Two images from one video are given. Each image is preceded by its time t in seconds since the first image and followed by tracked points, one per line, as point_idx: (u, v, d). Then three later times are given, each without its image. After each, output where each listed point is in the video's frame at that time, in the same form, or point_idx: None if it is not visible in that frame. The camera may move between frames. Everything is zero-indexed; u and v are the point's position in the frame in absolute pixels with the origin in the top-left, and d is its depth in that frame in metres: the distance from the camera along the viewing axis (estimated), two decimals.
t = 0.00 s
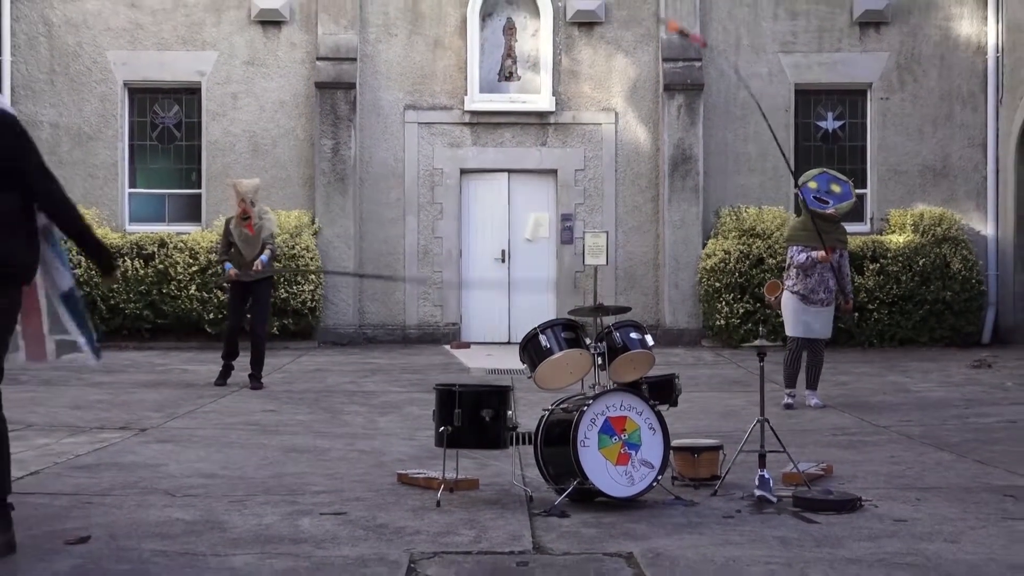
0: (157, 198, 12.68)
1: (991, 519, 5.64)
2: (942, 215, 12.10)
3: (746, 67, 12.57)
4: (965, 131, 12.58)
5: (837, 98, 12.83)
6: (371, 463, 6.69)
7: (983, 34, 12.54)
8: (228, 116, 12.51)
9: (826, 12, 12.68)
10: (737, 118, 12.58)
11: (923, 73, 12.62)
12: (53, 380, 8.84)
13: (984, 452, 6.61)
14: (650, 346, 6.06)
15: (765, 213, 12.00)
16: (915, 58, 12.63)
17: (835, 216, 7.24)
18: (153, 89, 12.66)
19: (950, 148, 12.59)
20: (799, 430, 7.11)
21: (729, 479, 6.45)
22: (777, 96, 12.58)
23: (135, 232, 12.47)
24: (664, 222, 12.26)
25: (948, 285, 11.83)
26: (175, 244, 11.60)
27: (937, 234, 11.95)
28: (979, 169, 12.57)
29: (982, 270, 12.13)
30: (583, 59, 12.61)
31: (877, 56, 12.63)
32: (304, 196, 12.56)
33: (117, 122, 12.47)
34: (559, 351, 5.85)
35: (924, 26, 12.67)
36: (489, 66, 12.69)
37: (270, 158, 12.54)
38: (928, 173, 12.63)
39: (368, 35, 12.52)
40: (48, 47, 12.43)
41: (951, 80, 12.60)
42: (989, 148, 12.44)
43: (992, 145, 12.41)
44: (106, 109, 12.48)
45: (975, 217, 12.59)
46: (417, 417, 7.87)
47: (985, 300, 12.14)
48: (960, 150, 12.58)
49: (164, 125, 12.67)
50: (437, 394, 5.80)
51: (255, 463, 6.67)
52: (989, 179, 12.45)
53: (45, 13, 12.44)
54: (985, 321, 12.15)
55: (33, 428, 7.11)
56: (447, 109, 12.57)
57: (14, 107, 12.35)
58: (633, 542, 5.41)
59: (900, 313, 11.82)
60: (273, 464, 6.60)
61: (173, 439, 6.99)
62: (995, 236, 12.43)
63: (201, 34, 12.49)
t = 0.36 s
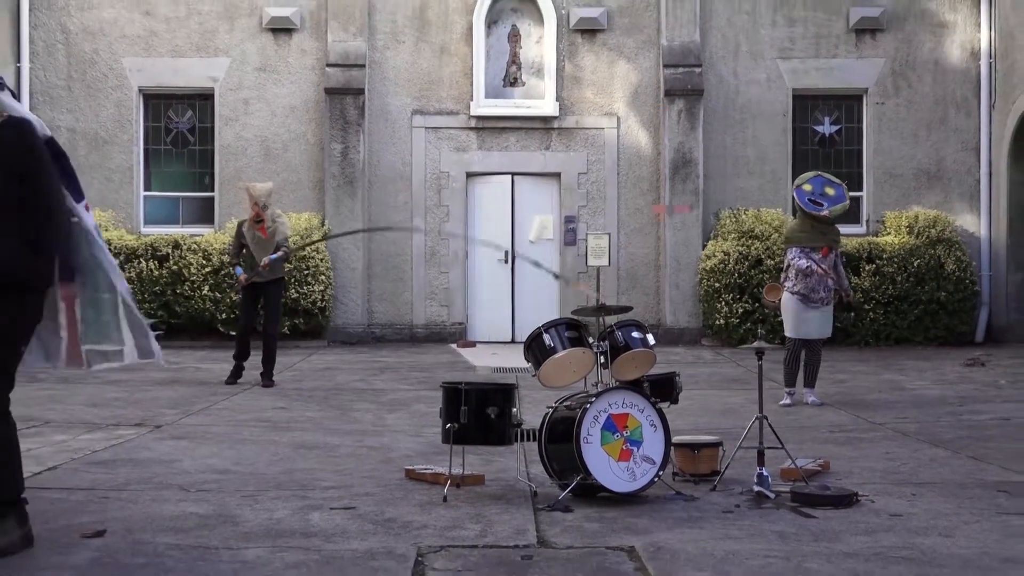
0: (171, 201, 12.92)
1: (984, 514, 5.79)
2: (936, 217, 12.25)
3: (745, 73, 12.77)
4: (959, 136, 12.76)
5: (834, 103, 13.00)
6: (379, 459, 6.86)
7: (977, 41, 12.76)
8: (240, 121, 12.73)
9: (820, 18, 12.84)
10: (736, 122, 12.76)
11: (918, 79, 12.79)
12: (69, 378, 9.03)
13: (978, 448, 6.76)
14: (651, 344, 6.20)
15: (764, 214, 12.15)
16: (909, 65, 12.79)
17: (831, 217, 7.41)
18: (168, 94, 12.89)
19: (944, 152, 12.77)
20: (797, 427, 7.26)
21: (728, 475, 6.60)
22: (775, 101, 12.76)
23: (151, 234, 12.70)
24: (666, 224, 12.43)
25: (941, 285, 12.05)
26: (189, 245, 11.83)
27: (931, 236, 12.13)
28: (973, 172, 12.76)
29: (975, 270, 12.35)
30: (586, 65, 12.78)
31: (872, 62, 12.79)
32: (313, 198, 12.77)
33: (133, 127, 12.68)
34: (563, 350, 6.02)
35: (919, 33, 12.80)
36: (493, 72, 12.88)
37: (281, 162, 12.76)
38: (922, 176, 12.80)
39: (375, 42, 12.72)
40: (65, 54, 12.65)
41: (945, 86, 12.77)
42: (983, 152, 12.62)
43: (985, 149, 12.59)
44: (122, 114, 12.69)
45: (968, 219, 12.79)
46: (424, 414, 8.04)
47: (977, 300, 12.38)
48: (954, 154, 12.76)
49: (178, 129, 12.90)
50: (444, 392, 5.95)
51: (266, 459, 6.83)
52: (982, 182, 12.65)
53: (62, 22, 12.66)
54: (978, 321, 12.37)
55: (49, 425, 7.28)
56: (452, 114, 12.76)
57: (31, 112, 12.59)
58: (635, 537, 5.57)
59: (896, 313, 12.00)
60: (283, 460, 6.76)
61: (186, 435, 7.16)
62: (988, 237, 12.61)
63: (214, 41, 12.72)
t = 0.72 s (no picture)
0: (185, 203, 13.04)
1: (987, 511, 5.87)
2: (939, 218, 12.35)
3: (750, 75, 12.85)
4: (961, 138, 12.84)
5: (838, 105, 13.07)
6: (390, 456, 6.96)
7: (979, 43, 12.83)
8: (253, 124, 12.85)
9: (823, 22, 12.91)
10: (741, 124, 12.85)
11: (920, 81, 12.87)
12: (85, 376, 9.15)
13: (981, 446, 6.83)
14: (658, 343, 6.26)
15: (769, 214, 12.24)
16: (912, 67, 12.87)
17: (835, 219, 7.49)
18: (182, 97, 13.01)
19: (947, 153, 12.85)
20: (802, 425, 7.35)
21: (734, 472, 6.69)
22: (779, 103, 12.85)
23: (166, 234, 12.84)
24: (671, 225, 12.52)
25: (944, 284, 12.10)
26: (202, 245, 11.98)
27: (934, 236, 12.23)
28: (974, 174, 12.84)
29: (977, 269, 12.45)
30: (593, 68, 12.88)
31: (874, 65, 12.87)
32: (325, 200, 12.89)
33: (148, 130, 12.82)
34: (570, 348, 6.13)
35: (922, 35, 12.87)
36: (502, 75, 12.98)
37: (293, 163, 12.88)
38: (925, 177, 12.88)
39: (386, 46, 12.85)
40: (81, 57, 12.80)
41: (948, 88, 12.85)
42: (984, 154, 12.70)
43: (987, 150, 12.66)
44: (137, 117, 12.83)
45: (970, 219, 12.86)
46: (434, 413, 8.14)
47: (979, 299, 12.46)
48: (956, 155, 12.84)
49: (192, 132, 13.03)
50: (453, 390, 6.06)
51: (278, 456, 6.93)
52: (984, 183, 12.72)
53: (79, 26, 12.80)
54: (980, 320, 12.45)
55: (66, 423, 7.41)
56: (462, 116, 12.87)
57: (48, 114, 12.75)
58: (641, 532, 5.66)
59: (899, 312, 12.09)
60: (295, 457, 6.87)
61: (200, 433, 7.27)
62: (990, 238, 12.67)
63: (227, 45, 12.85)
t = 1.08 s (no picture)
0: (198, 204, 13.18)
1: (986, 507, 5.96)
2: (940, 219, 12.40)
3: (753, 78, 12.94)
4: (961, 140, 12.93)
5: (839, 107, 13.16)
6: (398, 453, 7.07)
7: (979, 46, 12.91)
8: (264, 126, 12.98)
9: (824, 26, 12.99)
10: (745, 126, 12.94)
11: (921, 83, 12.94)
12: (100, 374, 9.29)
13: (980, 443, 6.92)
14: (662, 342, 6.39)
15: (772, 215, 12.31)
16: (913, 70, 12.95)
17: (835, 219, 7.59)
18: (195, 100, 13.14)
19: (947, 154, 12.93)
20: (803, 423, 7.45)
21: (737, 468, 6.80)
22: (781, 105, 12.94)
23: (180, 235, 12.97)
24: (675, 225, 12.61)
25: (944, 284, 12.19)
26: (215, 245, 12.12)
27: (935, 236, 12.30)
28: (974, 175, 12.91)
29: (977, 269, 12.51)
30: (598, 71, 12.98)
31: (876, 68, 12.95)
32: (335, 200, 13.02)
33: (161, 132, 12.96)
34: (576, 346, 6.21)
35: (922, 38, 12.95)
36: (509, 77, 13.09)
37: (304, 165, 13.00)
38: (926, 178, 12.97)
39: (395, 50, 12.96)
40: (95, 60, 12.94)
41: (948, 90, 12.93)
42: (984, 155, 12.78)
43: (987, 151, 12.75)
44: (151, 120, 12.96)
45: (969, 220, 12.94)
46: (442, 410, 8.25)
47: (979, 299, 12.54)
48: (956, 157, 12.92)
49: (205, 134, 13.16)
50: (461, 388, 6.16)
51: (289, 452, 7.05)
52: (984, 184, 12.80)
53: (94, 29, 12.94)
54: (980, 319, 12.54)
55: (81, 420, 7.53)
56: (469, 119, 12.98)
57: (63, 117, 12.90)
58: (646, 528, 5.77)
59: (900, 311, 12.19)
60: (306, 453, 6.99)
61: (213, 429, 7.40)
62: (990, 238, 12.76)
63: (239, 49, 12.98)
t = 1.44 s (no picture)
0: (210, 206, 13.38)
1: (979, 502, 6.12)
2: (933, 220, 12.52)
3: (753, 83, 13.12)
4: (955, 143, 13.09)
5: (836, 111, 13.35)
6: (407, 449, 7.26)
7: (973, 51, 13.08)
8: (275, 130, 13.19)
9: (822, 33, 13.17)
10: (744, 131, 13.12)
11: (916, 88, 13.12)
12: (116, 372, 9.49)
13: (973, 439, 7.09)
14: (663, 340, 6.56)
15: (770, 217, 12.55)
16: (908, 75, 13.12)
17: (834, 220, 7.77)
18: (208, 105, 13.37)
19: (941, 158, 13.10)
20: (801, 419, 7.62)
21: (736, 464, 6.97)
22: (780, 111, 13.12)
23: (194, 236, 13.18)
24: (676, 227, 12.78)
25: (939, 285, 12.37)
26: (229, 246, 12.31)
27: (929, 237, 12.43)
28: (968, 178, 13.07)
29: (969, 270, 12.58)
30: (600, 78, 13.19)
31: (873, 73, 13.13)
32: (346, 203, 13.24)
33: (175, 137, 13.17)
34: (579, 344, 6.38)
35: (918, 44, 13.13)
36: (515, 83, 13.31)
37: (314, 168, 13.20)
38: (920, 181, 13.14)
39: (403, 56, 13.16)
40: (110, 67, 13.16)
41: (942, 95, 13.09)
42: (978, 158, 12.94)
43: (980, 155, 12.90)
44: (166, 124, 13.18)
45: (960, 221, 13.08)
46: (449, 407, 8.43)
47: (972, 298, 12.63)
48: (951, 160, 13.09)
49: (218, 138, 13.38)
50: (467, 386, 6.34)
51: (300, 448, 7.24)
52: (977, 187, 12.96)
53: (110, 36, 13.16)
54: (973, 318, 12.63)
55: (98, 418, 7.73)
56: (475, 123, 13.18)
57: (80, 122, 13.14)
58: (647, 522, 5.94)
59: (896, 310, 12.37)
60: (317, 449, 7.17)
61: (226, 426, 7.59)
62: (983, 240, 12.89)
63: (251, 56, 13.18)
